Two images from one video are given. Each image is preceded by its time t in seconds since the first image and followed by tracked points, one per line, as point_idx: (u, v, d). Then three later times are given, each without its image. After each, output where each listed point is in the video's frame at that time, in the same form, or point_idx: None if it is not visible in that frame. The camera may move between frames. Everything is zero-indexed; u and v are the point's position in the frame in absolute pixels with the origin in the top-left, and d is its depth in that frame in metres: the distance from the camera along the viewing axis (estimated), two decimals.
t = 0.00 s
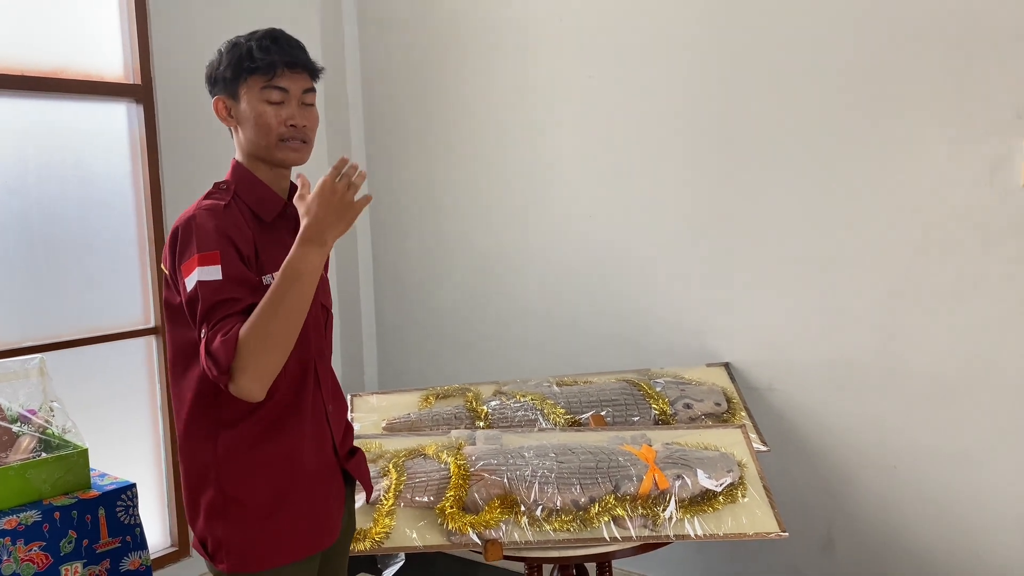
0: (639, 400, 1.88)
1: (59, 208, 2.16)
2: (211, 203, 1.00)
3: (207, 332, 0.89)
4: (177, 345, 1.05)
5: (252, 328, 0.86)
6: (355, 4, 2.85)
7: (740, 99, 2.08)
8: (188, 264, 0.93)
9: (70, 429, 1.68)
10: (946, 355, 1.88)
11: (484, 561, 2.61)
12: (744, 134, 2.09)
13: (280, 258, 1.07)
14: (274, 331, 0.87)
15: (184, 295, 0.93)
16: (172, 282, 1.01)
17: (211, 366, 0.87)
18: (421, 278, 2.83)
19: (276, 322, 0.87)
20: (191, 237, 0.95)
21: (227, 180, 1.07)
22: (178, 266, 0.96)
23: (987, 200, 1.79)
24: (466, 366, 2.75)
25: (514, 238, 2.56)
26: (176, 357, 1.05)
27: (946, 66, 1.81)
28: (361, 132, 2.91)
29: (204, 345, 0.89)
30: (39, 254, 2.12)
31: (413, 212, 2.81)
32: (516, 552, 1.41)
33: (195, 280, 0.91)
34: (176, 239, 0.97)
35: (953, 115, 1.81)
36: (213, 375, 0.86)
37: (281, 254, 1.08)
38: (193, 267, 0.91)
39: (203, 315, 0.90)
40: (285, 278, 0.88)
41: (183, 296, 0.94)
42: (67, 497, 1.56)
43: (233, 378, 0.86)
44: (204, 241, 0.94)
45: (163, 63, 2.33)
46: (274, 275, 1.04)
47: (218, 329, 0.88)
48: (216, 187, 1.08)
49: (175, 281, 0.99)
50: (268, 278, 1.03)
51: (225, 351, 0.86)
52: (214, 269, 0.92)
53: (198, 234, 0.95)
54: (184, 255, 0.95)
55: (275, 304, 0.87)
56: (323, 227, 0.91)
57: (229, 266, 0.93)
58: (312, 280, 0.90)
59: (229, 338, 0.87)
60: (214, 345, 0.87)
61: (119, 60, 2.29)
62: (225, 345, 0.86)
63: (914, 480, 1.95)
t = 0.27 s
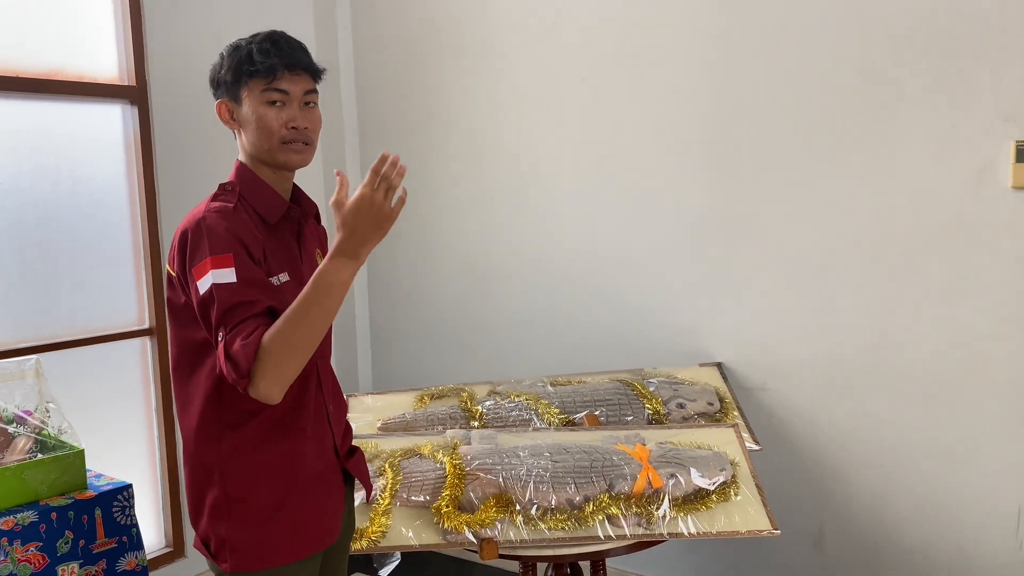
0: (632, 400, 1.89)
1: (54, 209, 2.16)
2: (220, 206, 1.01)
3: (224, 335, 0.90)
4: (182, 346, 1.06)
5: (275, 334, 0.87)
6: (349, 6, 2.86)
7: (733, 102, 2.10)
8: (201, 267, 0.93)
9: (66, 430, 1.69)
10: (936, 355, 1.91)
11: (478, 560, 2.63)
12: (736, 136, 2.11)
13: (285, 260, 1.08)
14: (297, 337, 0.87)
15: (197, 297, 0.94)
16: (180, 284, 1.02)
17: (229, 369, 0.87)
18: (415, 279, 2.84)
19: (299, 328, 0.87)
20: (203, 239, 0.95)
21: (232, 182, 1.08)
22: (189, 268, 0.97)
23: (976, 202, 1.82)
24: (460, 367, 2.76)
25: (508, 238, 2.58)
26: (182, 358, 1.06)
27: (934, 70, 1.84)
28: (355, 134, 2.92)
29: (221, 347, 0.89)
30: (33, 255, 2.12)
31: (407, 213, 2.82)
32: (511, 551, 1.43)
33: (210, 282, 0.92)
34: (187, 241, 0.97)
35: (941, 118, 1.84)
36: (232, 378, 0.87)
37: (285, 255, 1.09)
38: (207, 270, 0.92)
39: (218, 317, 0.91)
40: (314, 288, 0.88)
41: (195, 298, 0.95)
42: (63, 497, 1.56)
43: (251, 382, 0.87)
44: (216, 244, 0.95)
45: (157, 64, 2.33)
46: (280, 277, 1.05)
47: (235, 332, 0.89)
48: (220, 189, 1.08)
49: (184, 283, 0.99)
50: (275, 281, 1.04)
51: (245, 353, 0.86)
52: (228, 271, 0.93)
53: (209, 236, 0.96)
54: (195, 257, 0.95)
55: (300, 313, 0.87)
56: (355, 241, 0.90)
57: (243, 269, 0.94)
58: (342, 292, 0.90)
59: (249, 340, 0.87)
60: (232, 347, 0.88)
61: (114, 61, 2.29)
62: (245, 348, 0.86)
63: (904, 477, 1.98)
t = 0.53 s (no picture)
0: (627, 400, 1.91)
1: (51, 210, 2.17)
2: (235, 209, 1.02)
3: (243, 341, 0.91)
4: (186, 345, 1.07)
5: (299, 354, 0.89)
6: (346, 8, 2.87)
7: (727, 104, 2.12)
8: (218, 270, 0.94)
9: (64, 431, 1.69)
10: (927, 356, 1.93)
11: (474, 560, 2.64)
12: (730, 138, 2.12)
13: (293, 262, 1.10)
14: (321, 357, 0.89)
15: (212, 299, 0.95)
16: (189, 284, 1.02)
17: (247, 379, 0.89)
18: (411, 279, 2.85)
19: (323, 349, 0.89)
20: (220, 243, 0.96)
21: (243, 183, 1.10)
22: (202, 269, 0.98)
23: (967, 204, 1.84)
24: (456, 367, 2.77)
25: (504, 240, 2.59)
26: (187, 358, 1.07)
27: (925, 74, 1.86)
28: (352, 135, 2.93)
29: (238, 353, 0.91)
30: (31, 257, 2.13)
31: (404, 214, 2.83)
32: (507, 550, 1.44)
33: (229, 287, 0.93)
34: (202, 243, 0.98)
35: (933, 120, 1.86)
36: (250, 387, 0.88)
37: (293, 257, 1.11)
38: (226, 274, 0.94)
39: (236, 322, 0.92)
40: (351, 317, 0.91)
41: (210, 301, 0.96)
42: (62, 497, 1.57)
43: (267, 393, 0.89)
44: (234, 248, 0.96)
45: (155, 66, 2.34)
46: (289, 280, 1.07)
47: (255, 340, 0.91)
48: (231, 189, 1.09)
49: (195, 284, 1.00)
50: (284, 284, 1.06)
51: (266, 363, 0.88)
52: (247, 277, 0.94)
53: (226, 240, 0.97)
54: (210, 259, 0.96)
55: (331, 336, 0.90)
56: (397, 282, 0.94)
57: (261, 274, 0.96)
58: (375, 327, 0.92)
59: (271, 351, 0.89)
60: (252, 354, 0.90)
61: (111, 62, 2.30)
62: (266, 358, 0.88)
63: (896, 476, 1.99)
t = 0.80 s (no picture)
0: (624, 399, 1.92)
1: (51, 210, 2.18)
2: (245, 211, 1.03)
3: (240, 350, 0.93)
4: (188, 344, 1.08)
5: (292, 368, 0.93)
6: (345, 10, 2.88)
7: (724, 106, 2.13)
8: (224, 275, 0.95)
9: (64, 429, 1.70)
10: (923, 356, 1.94)
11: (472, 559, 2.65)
12: (727, 139, 2.14)
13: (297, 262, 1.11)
14: (311, 373, 0.93)
15: (215, 302, 0.96)
16: (194, 285, 1.03)
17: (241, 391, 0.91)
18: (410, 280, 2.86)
19: (312, 363, 0.93)
20: (228, 248, 0.97)
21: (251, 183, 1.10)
22: (208, 272, 0.98)
23: (961, 205, 1.85)
24: (454, 367, 2.78)
25: (502, 240, 2.60)
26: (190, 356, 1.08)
27: (920, 76, 1.87)
28: (351, 136, 2.94)
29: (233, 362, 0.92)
30: (30, 256, 2.14)
31: (402, 215, 2.84)
32: (504, 548, 1.45)
33: (234, 294, 0.94)
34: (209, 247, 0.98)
35: (928, 122, 1.87)
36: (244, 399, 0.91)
37: (298, 259, 1.12)
38: (233, 279, 0.95)
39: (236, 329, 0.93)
40: (342, 334, 0.94)
41: (212, 303, 0.97)
42: (61, 495, 1.57)
43: (258, 405, 0.92)
44: (241, 253, 0.97)
45: (154, 67, 2.35)
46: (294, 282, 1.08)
47: (254, 350, 0.93)
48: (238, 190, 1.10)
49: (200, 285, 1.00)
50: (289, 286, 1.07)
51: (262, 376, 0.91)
52: (252, 284, 0.95)
53: (233, 245, 0.97)
54: (216, 263, 0.97)
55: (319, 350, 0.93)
56: (391, 304, 0.95)
57: (264, 281, 0.97)
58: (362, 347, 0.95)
59: (267, 363, 0.92)
60: (248, 364, 0.91)
61: (111, 63, 2.31)
62: (262, 370, 0.91)
63: (892, 476, 2.01)
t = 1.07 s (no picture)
0: (625, 398, 1.93)
1: (55, 209, 2.19)
2: (235, 211, 1.08)
3: (194, 350, 0.98)
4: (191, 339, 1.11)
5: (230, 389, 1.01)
6: (348, 11, 2.89)
7: (725, 106, 2.14)
8: (199, 272, 1.01)
9: (68, 427, 1.71)
10: (924, 355, 1.94)
11: (473, 558, 2.65)
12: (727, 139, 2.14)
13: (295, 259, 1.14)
14: (254, 402, 1.01)
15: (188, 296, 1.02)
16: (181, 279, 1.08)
17: (176, 386, 0.98)
18: (412, 280, 2.87)
19: (260, 394, 1.02)
20: (208, 246, 1.02)
21: (247, 181, 1.14)
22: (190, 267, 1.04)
23: (961, 204, 1.86)
24: (456, 367, 2.79)
25: (504, 240, 2.61)
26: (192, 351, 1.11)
27: (921, 76, 1.88)
28: (353, 136, 2.95)
29: (181, 358, 0.98)
30: (34, 255, 2.15)
31: (404, 215, 2.85)
32: (506, 545, 1.46)
33: (201, 293, 1.00)
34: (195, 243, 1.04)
35: (928, 123, 1.88)
36: (175, 395, 0.98)
37: (297, 256, 1.15)
38: (204, 278, 1.00)
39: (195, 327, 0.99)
40: (298, 381, 1.04)
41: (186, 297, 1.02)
42: (65, 493, 1.58)
43: (186, 405, 0.98)
44: (220, 253, 1.02)
45: (158, 67, 2.36)
46: (288, 279, 1.11)
47: (206, 355, 0.98)
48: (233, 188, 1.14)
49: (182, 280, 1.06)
50: (280, 283, 1.10)
51: (202, 381, 0.98)
52: (222, 286, 1.00)
53: (215, 243, 1.03)
54: (196, 258, 1.03)
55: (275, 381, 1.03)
56: (347, 375, 1.07)
57: (237, 284, 1.02)
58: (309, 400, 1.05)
59: (215, 372, 0.99)
60: (196, 366, 0.98)
61: (115, 64, 2.32)
62: (204, 376, 0.98)
63: (892, 475, 2.01)
